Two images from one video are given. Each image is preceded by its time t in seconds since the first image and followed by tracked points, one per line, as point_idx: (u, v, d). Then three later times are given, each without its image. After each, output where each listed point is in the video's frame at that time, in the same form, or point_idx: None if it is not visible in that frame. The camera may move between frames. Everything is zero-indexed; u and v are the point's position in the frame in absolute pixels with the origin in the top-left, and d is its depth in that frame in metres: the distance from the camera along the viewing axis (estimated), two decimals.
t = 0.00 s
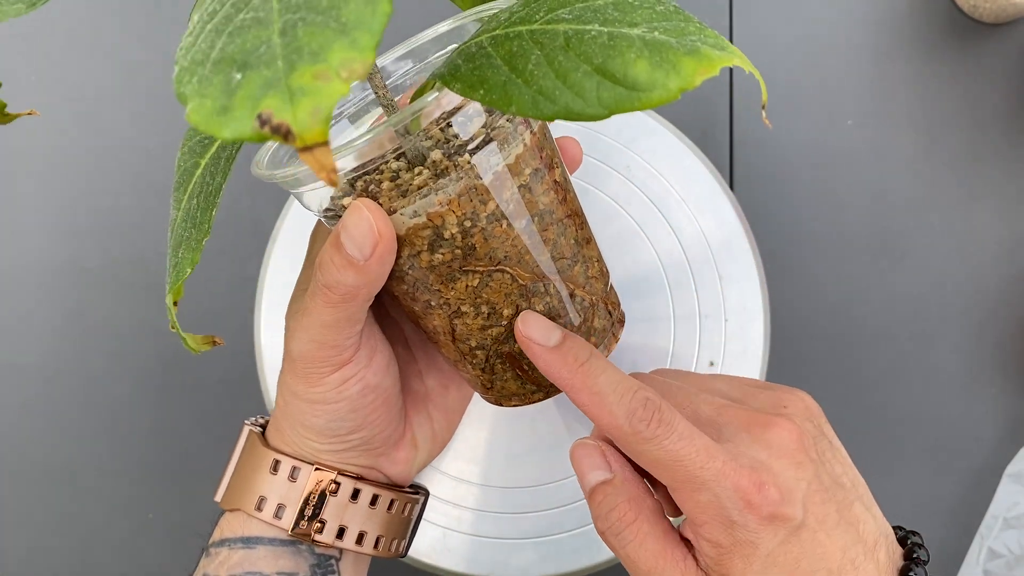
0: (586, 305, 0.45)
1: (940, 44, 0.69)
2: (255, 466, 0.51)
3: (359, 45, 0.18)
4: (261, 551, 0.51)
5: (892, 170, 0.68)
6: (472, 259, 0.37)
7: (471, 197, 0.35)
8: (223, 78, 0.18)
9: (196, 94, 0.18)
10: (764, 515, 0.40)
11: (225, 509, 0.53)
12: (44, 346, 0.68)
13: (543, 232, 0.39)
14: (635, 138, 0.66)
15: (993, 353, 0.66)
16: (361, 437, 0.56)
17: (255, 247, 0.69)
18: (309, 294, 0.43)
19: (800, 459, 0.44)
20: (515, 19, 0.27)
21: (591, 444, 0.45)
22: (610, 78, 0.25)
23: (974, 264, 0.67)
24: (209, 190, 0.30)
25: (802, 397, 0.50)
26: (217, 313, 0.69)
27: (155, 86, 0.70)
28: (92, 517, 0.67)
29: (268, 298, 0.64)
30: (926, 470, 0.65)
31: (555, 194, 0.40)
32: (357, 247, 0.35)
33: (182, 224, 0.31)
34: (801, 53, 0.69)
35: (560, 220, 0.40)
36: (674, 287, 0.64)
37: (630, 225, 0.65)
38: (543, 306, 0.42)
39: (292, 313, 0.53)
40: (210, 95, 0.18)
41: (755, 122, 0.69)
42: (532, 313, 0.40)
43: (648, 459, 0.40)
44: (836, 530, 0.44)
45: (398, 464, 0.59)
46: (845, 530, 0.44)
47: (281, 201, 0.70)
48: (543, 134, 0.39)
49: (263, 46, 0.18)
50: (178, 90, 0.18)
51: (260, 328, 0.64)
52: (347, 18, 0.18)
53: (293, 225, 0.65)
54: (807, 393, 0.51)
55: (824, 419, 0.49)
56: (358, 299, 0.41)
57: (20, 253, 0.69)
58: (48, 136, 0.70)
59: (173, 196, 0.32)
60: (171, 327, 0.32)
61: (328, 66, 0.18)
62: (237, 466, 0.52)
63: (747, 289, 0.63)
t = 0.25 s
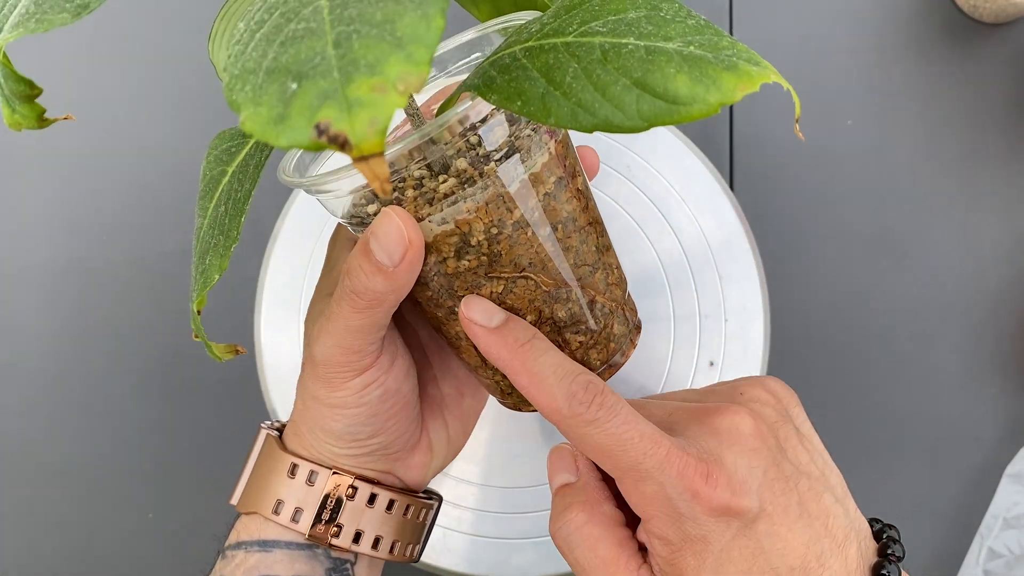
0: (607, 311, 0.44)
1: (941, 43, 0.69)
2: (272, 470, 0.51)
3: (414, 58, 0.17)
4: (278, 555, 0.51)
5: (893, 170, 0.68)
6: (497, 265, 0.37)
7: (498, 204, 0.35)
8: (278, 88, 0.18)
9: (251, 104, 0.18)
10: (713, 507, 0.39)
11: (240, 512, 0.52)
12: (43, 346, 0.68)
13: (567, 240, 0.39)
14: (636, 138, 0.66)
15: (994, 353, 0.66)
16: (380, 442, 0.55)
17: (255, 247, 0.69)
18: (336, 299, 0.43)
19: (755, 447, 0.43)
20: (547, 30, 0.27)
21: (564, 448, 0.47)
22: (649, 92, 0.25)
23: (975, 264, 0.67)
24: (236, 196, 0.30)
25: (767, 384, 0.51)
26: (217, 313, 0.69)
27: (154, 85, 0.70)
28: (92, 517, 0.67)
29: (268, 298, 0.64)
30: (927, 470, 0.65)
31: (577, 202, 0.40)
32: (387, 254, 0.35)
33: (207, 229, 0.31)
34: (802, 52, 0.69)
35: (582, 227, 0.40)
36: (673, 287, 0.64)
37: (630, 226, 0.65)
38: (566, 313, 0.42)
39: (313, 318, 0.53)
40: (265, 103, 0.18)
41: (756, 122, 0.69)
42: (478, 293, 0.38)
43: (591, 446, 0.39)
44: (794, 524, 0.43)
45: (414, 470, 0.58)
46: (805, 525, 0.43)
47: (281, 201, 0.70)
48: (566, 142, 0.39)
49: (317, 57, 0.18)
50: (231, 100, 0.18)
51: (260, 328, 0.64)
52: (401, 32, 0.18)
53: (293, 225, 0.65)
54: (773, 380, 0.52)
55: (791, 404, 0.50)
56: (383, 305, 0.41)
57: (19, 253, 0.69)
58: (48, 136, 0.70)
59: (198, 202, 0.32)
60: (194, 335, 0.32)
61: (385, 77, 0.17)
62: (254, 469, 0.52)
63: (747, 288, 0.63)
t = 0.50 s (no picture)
0: (607, 313, 0.44)
1: (941, 43, 0.69)
2: (272, 471, 0.51)
3: (409, 62, 0.17)
4: (277, 556, 0.51)
5: (893, 170, 0.68)
6: (497, 267, 0.37)
7: (498, 206, 0.35)
8: (271, 89, 0.18)
9: (244, 102, 0.18)
10: (738, 509, 0.39)
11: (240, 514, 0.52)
12: (43, 347, 0.68)
13: (567, 241, 0.39)
14: (636, 137, 0.66)
15: (994, 353, 0.66)
16: (380, 444, 0.55)
17: (256, 247, 0.69)
18: (336, 301, 0.43)
19: (779, 450, 0.43)
20: (547, 32, 0.27)
21: (583, 448, 0.47)
22: (650, 93, 0.25)
23: (975, 264, 0.67)
24: (234, 198, 0.30)
25: (785, 386, 0.51)
26: (217, 313, 0.69)
27: (155, 85, 0.70)
28: (92, 517, 0.67)
29: (268, 298, 0.64)
30: (927, 470, 0.65)
31: (578, 203, 0.40)
32: (387, 255, 0.35)
33: (206, 231, 0.31)
34: (802, 53, 0.69)
35: (582, 228, 0.40)
36: (673, 287, 0.64)
37: (630, 225, 0.65)
38: (565, 314, 0.42)
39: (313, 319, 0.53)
40: (257, 103, 0.18)
41: (756, 121, 0.69)
42: (504, 290, 0.38)
43: (617, 444, 0.39)
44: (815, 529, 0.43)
45: (413, 471, 0.58)
46: (824, 529, 0.43)
47: (281, 201, 0.70)
48: (567, 144, 0.39)
49: (312, 57, 0.18)
50: (223, 96, 0.18)
51: (260, 328, 0.64)
52: (397, 34, 0.17)
53: (294, 225, 0.65)
54: (791, 383, 0.51)
55: (809, 407, 0.50)
56: (383, 306, 0.41)
57: (19, 253, 0.69)
58: (48, 137, 0.70)
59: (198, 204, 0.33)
60: (192, 336, 0.32)
61: (379, 79, 0.17)
62: (254, 470, 0.52)
63: (747, 288, 0.63)
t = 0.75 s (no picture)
0: (600, 317, 0.44)
1: (940, 43, 0.69)
2: (265, 475, 0.51)
3: (390, 72, 0.17)
4: (271, 562, 0.50)
5: (893, 170, 0.68)
6: (488, 272, 0.37)
7: (488, 212, 0.35)
8: (253, 100, 0.18)
9: (224, 113, 0.18)
10: (778, 513, 0.39)
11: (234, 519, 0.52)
12: (44, 346, 0.68)
13: (558, 246, 0.39)
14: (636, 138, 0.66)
15: (994, 353, 0.66)
16: (373, 449, 0.54)
17: (255, 247, 0.69)
18: (327, 306, 0.42)
19: (817, 455, 0.43)
20: (538, 38, 0.27)
21: (616, 449, 0.47)
22: (639, 102, 0.25)
23: (975, 263, 0.67)
24: (223, 205, 0.30)
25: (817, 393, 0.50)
26: (217, 313, 0.69)
27: (155, 85, 0.70)
28: (92, 517, 0.67)
29: (269, 298, 0.64)
30: (927, 470, 0.65)
31: (570, 207, 0.40)
32: (376, 261, 0.35)
33: (196, 237, 0.31)
34: (802, 52, 0.69)
35: (574, 233, 0.40)
36: (673, 288, 0.64)
37: (630, 226, 0.65)
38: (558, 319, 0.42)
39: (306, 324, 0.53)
40: (238, 114, 0.18)
41: (755, 122, 0.69)
42: (542, 295, 0.39)
43: (657, 446, 0.39)
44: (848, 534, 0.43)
45: (407, 475, 0.58)
46: (855, 535, 0.43)
47: (281, 200, 0.70)
48: (558, 149, 0.39)
49: (292, 67, 0.18)
50: (205, 106, 0.19)
51: (260, 328, 0.64)
52: (379, 44, 0.17)
53: (293, 225, 0.65)
54: (819, 389, 0.51)
55: (840, 415, 0.49)
56: (374, 312, 0.41)
57: (20, 253, 0.69)
58: (48, 136, 0.70)
59: (189, 209, 0.33)
60: (187, 342, 0.32)
61: (361, 91, 0.17)
62: (247, 475, 0.52)
63: (746, 289, 0.63)
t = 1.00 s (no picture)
0: (600, 323, 0.44)
1: (940, 43, 0.69)
2: (265, 479, 0.50)
3: (383, 83, 0.17)
4: (271, 566, 0.50)
5: (893, 170, 0.68)
6: (488, 277, 0.37)
7: (488, 218, 0.35)
8: (244, 107, 0.18)
9: (217, 121, 0.18)
10: (793, 524, 0.39)
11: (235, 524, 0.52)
12: (44, 346, 0.68)
13: (559, 252, 0.39)
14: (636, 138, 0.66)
15: (994, 353, 0.66)
16: (373, 453, 0.54)
17: (255, 247, 0.69)
18: (325, 312, 0.42)
19: (831, 467, 0.43)
20: (538, 43, 0.27)
21: (628, 458, 0.47)
22: (641, 111, 0.25)
23: (975, 263, 0.67)
24: (222, 208, 0.30)
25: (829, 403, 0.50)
26: (217, 313, 0.69)
27: (155, 85, 0.70)
28: (92, 516, 0.67)
29: (268, 298, 0.64)
30: (927, 470, 0.65)
31: (571, 213, 0.40)
32: (375, 267, 0.35)
33: (197, 241, 0.31)
34: (802, 52, 0.69)
35: (575, 239, 0.40)
36: (674, 288, 0.64)
37: (630, 226, 0.65)
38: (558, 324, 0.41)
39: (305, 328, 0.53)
40: (229, 121, 0.18)
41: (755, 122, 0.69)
42: (556, 310, 0.40)
43: (672, 458, 0.40)
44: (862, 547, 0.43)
45: (407, 480, 0.58)
46: (869, 546, 0.43)
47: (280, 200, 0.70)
48: (558, 155, 0.39)
49: (285, 76, 0.18)
50: (197, 113, 0.19)
51: (260, 328, 0.64)
52: (373, 55, 0.17)
53: (293, 225, 0.65)
54: (831, 399, 0.51)
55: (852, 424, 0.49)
56: (373, 317, 0.41)
57: (20, 253, 0.69)
58: (48, 136, 0.70)
59: (189, 212, 0.33)
60: (187, 343, 0.32)
61: (352, 102, 0.17)
62: (248, 480, 0.51)
63: (747, 289, 0.63)
